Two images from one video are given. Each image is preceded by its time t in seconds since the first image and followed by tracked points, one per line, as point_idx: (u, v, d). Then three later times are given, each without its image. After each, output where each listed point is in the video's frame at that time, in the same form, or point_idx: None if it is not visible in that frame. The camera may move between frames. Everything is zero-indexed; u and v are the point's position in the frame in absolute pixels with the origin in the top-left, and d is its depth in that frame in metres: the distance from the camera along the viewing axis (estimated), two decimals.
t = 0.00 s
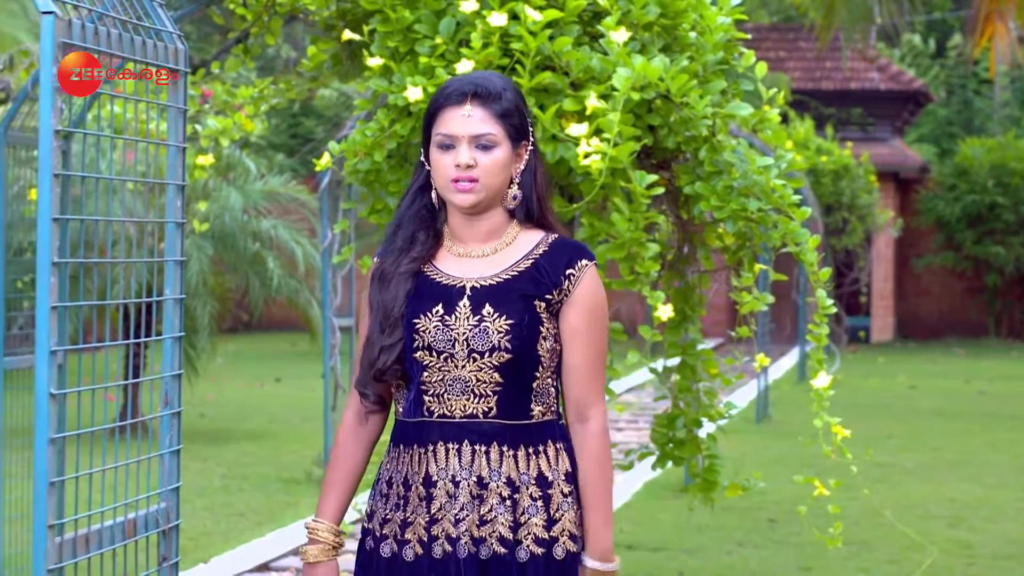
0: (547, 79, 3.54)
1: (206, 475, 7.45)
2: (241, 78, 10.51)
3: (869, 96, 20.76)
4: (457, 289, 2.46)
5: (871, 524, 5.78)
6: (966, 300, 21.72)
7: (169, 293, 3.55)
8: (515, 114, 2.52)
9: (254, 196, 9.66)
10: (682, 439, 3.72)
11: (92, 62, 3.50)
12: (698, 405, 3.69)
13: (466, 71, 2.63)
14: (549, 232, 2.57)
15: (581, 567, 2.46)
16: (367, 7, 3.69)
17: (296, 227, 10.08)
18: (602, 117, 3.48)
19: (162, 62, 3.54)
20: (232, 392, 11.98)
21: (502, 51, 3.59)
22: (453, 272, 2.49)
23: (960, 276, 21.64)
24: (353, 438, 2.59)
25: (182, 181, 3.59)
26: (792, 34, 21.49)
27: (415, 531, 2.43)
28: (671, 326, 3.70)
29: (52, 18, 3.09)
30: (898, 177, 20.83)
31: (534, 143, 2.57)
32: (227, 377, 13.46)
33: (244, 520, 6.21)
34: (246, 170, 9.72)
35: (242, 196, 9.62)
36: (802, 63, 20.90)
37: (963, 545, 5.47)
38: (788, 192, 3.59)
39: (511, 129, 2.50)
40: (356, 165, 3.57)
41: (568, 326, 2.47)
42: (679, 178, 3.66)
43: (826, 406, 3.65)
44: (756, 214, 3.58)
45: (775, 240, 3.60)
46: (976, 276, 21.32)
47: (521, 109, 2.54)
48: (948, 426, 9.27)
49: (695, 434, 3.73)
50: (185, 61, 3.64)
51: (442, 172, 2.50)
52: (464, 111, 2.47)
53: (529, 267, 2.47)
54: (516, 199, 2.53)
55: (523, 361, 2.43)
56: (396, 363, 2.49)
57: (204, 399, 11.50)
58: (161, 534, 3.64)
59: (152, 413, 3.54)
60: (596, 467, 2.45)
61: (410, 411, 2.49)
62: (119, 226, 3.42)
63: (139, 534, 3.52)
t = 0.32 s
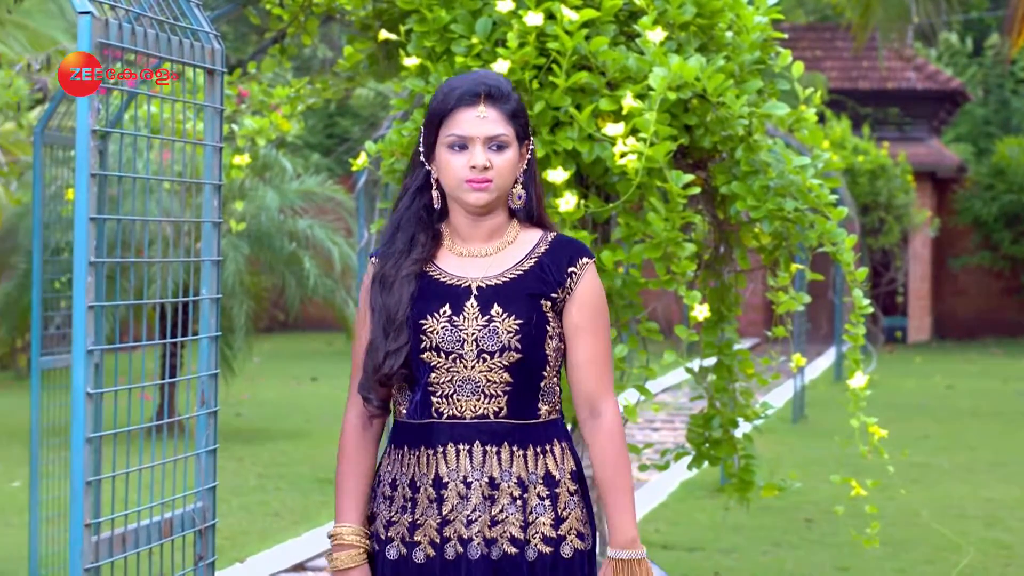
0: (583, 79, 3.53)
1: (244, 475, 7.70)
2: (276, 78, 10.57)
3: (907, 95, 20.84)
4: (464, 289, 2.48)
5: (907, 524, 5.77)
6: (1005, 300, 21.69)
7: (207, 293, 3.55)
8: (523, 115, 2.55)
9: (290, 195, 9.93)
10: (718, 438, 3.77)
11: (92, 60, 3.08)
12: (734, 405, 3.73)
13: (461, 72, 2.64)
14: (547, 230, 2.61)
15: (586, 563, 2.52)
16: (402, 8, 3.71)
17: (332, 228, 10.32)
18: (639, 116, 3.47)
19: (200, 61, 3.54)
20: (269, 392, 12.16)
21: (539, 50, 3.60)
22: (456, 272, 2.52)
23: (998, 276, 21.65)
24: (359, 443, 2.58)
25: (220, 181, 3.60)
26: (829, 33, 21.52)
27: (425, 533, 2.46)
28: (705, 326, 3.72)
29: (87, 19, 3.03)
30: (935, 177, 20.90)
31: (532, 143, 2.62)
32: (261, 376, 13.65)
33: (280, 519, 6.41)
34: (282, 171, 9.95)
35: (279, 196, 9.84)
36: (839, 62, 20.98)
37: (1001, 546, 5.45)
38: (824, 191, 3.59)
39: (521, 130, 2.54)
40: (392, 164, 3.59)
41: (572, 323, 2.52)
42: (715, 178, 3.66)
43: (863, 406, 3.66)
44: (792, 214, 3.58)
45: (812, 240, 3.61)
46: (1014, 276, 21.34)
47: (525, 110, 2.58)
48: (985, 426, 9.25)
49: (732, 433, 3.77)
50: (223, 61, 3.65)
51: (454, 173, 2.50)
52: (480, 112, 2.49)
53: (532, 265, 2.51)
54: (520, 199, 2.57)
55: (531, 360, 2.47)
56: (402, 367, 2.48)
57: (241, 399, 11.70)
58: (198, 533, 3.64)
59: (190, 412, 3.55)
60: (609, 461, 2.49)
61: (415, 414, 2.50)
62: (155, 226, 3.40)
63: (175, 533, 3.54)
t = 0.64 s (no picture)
0: (614, 79, 3.53)
1: (275, 475, 7.95)
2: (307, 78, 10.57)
3: (938, 95, 20.85)
4: (482, 287, 2.49)
5: (938, 525, 5.76)
6: None
7: (236, 293, 3.51)
8: (535, 117, 2.57)
9: (321, 195, 9.93)
10: (749, 439, 3.77)
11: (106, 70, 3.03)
12: (765, 405, 3.75)
13: (468, 72, 2.63)
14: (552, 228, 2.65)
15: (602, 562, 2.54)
16: (434, 8, 3.74)
17: (363, 228, 10.39)
18: (669, 116, 3.47)
19: (231, 63, 3.52)
20: (301, 392, 12.34)
21: (570, 51, 3.60)
22: (469, 269, 2.53)
23: None
24: (366, 444, 2.59)
25: (250, 181, 3.56)
26: (861, 33, 21.59)
27: (448, 534, 2.46)
28: (737, 327, 3.74)
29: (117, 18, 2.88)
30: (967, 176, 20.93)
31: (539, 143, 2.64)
32: (293, 376, 13.85)
33: (311, 519, 6.59)
34: (314, 171, 9.94)
35: (309, 195, 9.81)
36: (870, 62, 21.06)
37: None
38: (856, 191, 3.58)
39: (534, 132, 2.56)
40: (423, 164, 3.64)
41: (582, 319, 2.55)
42: (746, 178, 3.66)
43: (895, 406, 3.66)
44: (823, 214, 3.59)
45: (843, 241, 3.60)
46: None
47: (533, 111, 2.60)
48: (1015, 428, 9.20)
49: (763, 434, 3.78)
50: (252, 61, 3.61)
51: (474, 176, 2.50)
52: (499, 116, 2.49)
53: (546, 262, 2.53)
54: (530, 200, 2.60)
55: (551, 358, 2.49)
56: (422, 369, 2.47)
57: (273, 399, 11.89)
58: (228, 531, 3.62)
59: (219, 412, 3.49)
60: (616, 457, 2.53)
61: (433, 414, 2.50)
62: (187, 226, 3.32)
63: (205, 534, 3.53)
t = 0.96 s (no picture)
0: (642, 79, 3.53)
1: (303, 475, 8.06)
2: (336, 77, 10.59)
3: (967, 94, 20.77)
4: (504, 287, 2.49)
5: (967, 526, 5.75)
6: None
7: (264, 292, 3.43)
8: (551, 119, 2.56)
9: (350, 195, 9.95)
10: (778, 439, 3.81)
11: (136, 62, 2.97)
12: (794, 406, 3.79)
13: (485, 72, 2.61)
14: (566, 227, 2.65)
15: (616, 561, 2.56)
16: (463, 8, 3.75)
17: (392, 228, 10.41)
18: (697, 116, 3.46)
19: (259, 61, 3.43)
20: (329, 391, 12.43)
21: (599, 50, 3.59)
22: (488, 268, 2.52)
23: None
24: (376, 443, 2.57)
25: (278, 180, 3.48)
26: (890, 33, 21.53)
27: (472, 536, 2.46)
28: (766, 327, 3.78)
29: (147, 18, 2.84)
30: (996, 177, 20.88)
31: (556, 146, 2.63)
32: (322, 376, 13.95)
33: (338, 518, 6.68)
34: (342, 172, 9.95)
35: (338, 195, 9.85)
36: (900, 62, 21.02)
37: None
38: (885, 191, 3.57)
39: (550, 135, 2.55)
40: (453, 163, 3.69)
41: (600, 319, 2.56)
42: (774, 178, 3.67)
43: (924, 405, 3.65)
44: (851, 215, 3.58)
45: (872, 240, 3.60)
46: None
47: (550, 114, 2.59)
48: None
49: (791, 434, 3.81)
50: (282, 61, 3.53)
51: (489, 179, 2.49)
52: (515, 118, 2.48)
53: (566, 261, 2.54)
54: (545, 202, 2.60)
55: (572, 357, 2.50)
56: (445, 370, 2.45)
57: (302, 399, 11.99)
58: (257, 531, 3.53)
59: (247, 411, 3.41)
60: (636, 456, 2.55)
61: (454, 414, 2.49)
62: (216, 226, 3.23)
63: (234, 533, 3.43)
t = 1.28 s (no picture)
0: (666, 79, 3.53)
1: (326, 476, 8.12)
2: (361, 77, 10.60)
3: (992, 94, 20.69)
4: (522, 287, 2.49)
5: (990, 527, 5.75)
6: None
7: (287, 293, 3.34)
8: (568, 123, 2.55)
9: (373, 195, 9.94)
10: (801, 440, 3.82)
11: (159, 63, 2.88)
12: (817, 406, 3.80)
13: (505, 75, 2.61)
14: (586, 228, 2.65)
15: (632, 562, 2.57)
16: (487, 8, 3.76)
17: (414, 227, 10.42)
18: (721, 117, 3.46)
19: (282, 62, 3.34)
20: (353, 391, 12.48)
21: (622, 50, 3.59)
22: (506, 269, 2.52)
23: None
24: (386, 440, 2.57)
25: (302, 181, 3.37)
26: (914, 32, 21.46)
27: (491, 538, 2.46)
28: (789, 328, 3.77)
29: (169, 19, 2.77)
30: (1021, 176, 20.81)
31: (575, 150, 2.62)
32: (345, 376, 14.01)
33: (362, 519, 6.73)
34: (365, 172, 9.95)
35: (361, 196, 9.86)
36: (924, 62, 20.92)
37: None
38: (909, 191, 3.56)
39: (565, 139, 2.54)
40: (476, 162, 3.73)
41: (619, 321, 2.57)
42: (798, 179, 3.66)
43: (948, 406, 3.63)
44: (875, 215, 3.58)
45: (896, 241, 3.60)
46: None
47: (568, 118, 2.58)
48: None
49: (815, 435, 3.82)
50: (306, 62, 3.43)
51: (502, 182, 2.49)
52: (527, 122, 2.48)
53: (585, 263, 2.54)
54: (563, 206, 2.60)
55: (591, 359, 2.50)
56: (463, 370, 2.45)
57: (325, 399, 12.05)
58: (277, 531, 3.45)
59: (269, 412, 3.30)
60: (655, 460, 2.57)
61: (471, 416, 2.49)
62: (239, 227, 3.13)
63: (255, 534, 3.34)
